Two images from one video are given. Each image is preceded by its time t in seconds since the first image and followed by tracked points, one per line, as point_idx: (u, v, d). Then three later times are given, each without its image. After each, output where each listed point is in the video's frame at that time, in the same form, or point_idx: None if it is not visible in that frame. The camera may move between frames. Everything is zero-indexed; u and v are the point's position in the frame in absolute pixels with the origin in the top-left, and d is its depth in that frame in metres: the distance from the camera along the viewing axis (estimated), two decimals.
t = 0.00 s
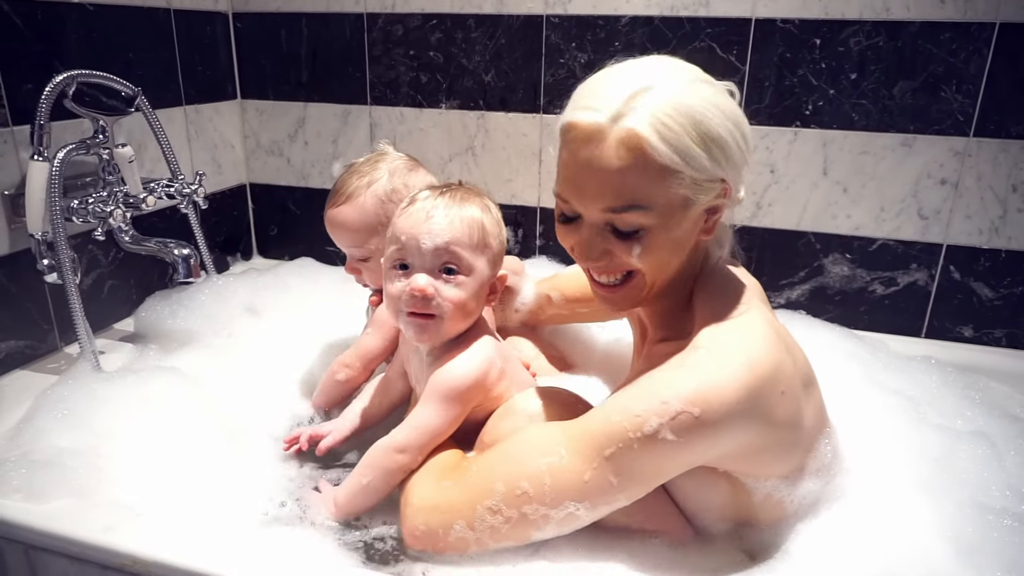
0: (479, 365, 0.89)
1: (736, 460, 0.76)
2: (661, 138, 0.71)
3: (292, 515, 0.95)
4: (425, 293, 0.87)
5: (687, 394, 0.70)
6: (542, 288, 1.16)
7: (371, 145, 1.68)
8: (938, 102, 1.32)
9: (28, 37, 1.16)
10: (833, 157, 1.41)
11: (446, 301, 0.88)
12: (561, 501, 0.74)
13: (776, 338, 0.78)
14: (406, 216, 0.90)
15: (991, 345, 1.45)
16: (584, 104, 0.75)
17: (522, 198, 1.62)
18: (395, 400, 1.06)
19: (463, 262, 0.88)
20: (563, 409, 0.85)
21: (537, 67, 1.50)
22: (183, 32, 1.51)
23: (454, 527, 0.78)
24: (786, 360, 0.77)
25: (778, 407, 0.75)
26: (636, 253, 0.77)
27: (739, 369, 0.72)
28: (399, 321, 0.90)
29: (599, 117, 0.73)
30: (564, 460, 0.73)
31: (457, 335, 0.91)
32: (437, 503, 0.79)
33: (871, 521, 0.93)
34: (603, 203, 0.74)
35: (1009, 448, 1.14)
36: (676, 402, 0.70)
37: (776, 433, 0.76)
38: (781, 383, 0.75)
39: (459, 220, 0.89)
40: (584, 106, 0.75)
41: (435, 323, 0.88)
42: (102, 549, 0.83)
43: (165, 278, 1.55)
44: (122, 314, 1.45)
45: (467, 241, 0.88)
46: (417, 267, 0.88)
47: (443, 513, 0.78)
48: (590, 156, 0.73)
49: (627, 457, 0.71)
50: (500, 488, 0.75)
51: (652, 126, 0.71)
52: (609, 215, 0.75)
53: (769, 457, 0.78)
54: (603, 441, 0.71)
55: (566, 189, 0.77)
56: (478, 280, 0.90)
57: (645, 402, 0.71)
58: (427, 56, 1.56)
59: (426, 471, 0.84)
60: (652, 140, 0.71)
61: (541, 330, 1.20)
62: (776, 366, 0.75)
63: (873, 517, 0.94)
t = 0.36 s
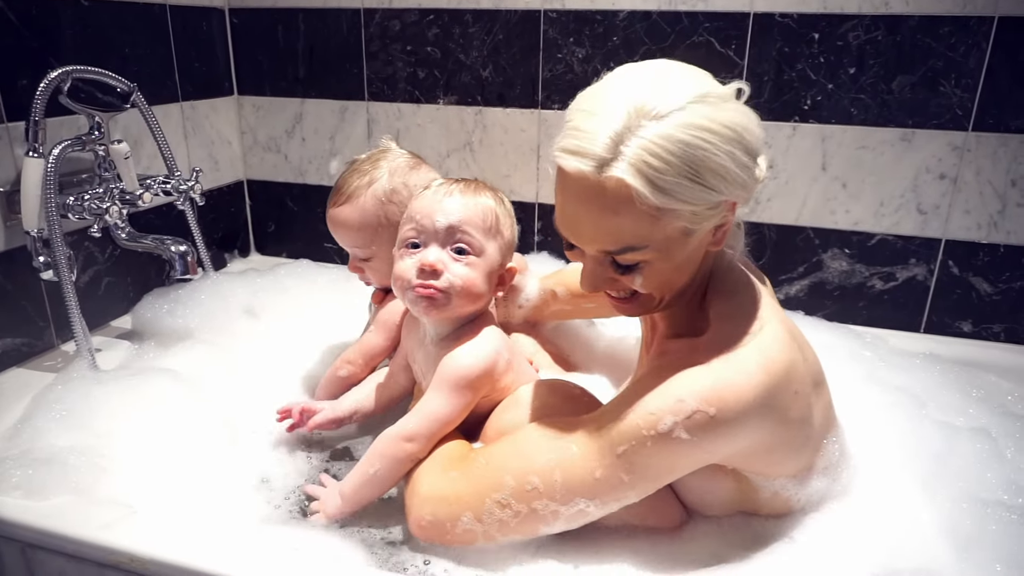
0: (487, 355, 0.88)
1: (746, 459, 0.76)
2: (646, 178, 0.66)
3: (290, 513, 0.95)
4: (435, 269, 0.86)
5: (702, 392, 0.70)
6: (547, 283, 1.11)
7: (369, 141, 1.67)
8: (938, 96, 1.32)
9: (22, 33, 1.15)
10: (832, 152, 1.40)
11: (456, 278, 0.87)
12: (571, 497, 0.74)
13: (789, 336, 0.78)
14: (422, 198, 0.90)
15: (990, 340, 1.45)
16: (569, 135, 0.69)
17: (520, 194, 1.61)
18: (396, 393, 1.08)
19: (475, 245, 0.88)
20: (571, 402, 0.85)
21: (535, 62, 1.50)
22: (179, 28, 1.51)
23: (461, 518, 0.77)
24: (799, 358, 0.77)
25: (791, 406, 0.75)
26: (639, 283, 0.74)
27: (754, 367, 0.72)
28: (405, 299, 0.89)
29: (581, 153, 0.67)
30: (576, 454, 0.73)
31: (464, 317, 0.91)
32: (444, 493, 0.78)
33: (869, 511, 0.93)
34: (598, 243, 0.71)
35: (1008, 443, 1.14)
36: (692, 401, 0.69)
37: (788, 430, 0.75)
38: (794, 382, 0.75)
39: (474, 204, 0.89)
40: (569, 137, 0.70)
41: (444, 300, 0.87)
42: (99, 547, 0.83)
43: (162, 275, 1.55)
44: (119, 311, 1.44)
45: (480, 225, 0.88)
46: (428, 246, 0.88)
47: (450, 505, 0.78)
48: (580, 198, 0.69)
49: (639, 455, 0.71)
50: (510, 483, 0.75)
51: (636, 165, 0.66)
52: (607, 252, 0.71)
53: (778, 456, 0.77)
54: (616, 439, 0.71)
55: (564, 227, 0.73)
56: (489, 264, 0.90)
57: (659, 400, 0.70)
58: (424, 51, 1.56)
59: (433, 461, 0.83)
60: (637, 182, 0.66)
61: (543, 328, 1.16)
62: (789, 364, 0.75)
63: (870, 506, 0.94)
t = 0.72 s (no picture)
0: (490, 361, 0.88)
1: (757, 474, 0.77)
2: (636, 220, 0.64)
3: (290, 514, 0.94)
4: (434, 276, 0.86)
5: (722, 420, 0.69)
6: (540, 285, 1.09)
7: (367, 139, 1.67)
8: (938, 91, 1.31)
9: (17, 31, 1.14)
10: (832, 147, 1.40)
11: (455, 284, 0.86)
12: (584, 521, 0.74)
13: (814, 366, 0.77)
14: (417, 203, 0.89)
15: (991, 335, 1.44)
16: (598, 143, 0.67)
17: (519, 191, 1.61)
18: (393, 400, 1.08)
19: (473, 249, 0.88)
20: (575, 404, 0.84)
21: (533, 58, 1.49)
22: (175, 26, 1.50)
23: (469, 534, 0.77)
24: (818, 381, 0.77)
25: (808, 429, 0.76)
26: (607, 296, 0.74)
27: (776, 395, 0.71)
28: (404, 306, 0.88)
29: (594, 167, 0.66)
30: (593, 472, 0.73)
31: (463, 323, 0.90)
32: (451, 506, 0.78)
33: (870, 507, 0.93)
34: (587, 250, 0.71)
35: (1008, 438, 1.13)
36: (712, 428, 0.69)
37: (803, 449, 0.77)
38: (812, 406, 0.75)
39: (470, 207, 0.88)
40: (598, 145, 0.67)
41: (442, 307, 0.87)
42: (97, 547, 0.82)
43: (160, 274, 1.54)
44: (117, 311, 1.44)
45: (477, 228, 0.88)
46: (427, 251, 0.87)
47: (456, 518, 0.78)
48: (584, 207, 0.69)
49: (654, 477, 0.71)
50: (522, 504, 0.75)
51: (633, 205, 0.64)
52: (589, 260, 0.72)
53: (787, 471, 0.79)
54: (631, 463, 0.71)
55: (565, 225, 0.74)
56: (487, 267, 0.89)
57: (678, 422, 0.70)
58: (422, 48, 1.55)
59: (439, 471, 0.82)
60: (625, 220, 0.64)
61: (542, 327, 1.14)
62: (810, 390, 0.75)
63: (870, 502, 0.94)
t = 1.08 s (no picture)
0: (493, 352, 0.88)
1: (757, 474, 0.78)
2: (601, 268, 0.66)
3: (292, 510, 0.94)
4: (432, 274, 0.86)
5: (723, 418, 0.70)
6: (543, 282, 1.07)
7: (368, 135, 1.66)
8: (941, 86, 1.31)
9: (19, 27, 1.14)
10: (834, 142, 1.39)
11: (454, 279, 0.86)
12: (581, 512, 0.74)
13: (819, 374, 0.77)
14: (406, 201, 0.89)
15: (993, 331, 1.44)
16: (580, 185, 0.69)
17: (520, 187, 1.61)
18: (392, 393, 1.08)
19: (467, 242, 0.87)
20: (577, 402, 0.83)
21: (535, 54, 1.49)
22: (177, 22, 1.50)
23: (466, 520, 0.76)
24: (820, 387, 0.77)
25: (807, 433, 0.76)
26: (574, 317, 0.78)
27: (777, 397, 0.71)
28: (405, 306, 0.88)
29: (572, 211, 0.68)
30: (592, 463, 0.72)
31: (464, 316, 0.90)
32: (450, 493, 0.77)
33: (869, 505, 0.94)
34: (562, 280, 0.74)
35: (1011, 434, 1.13)
36: (713, 425, 0.70)
37: (802, 450, 0.77)
38: (813, 410, 0.76)
39: (459, 202, 0.88)
40: (582, 182, 0.69)
41: (444, 304, 0.87)
42: (101, 542, 0.82)
43: (161, 271, 1.54)
44: (119, 307, 1.44)
45: (469, 221, 0.88)
46: (421, 249, 0.87)
47: (453, 505, 0.77)
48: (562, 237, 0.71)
49: (653, 467, 0.71)
50: (519, 491, 0.74)
51: (600, 259, 0.66)
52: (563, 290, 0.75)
53: (787, 472, 0.79)
54: (631, 454, 0.71)
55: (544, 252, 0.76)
56: (482, 259, 0.89)
57: (680, 416, 0.70)
58: (423, 44, 1.55)
59: (439, 459, 0.82)
60: (592, 270, 0.67)
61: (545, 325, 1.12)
62: (811, 394, 0.75)
63: (868, 500, 0.95)
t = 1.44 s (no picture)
0: (503, 351, 0.87)
1: (764, 477, 0.78)
2: (586, 275, 0.67)
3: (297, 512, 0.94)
4: (446, 261, 0.86)
5: (731, 419, 0.70)
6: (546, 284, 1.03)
7: (371, 137, 1.66)
8: (943, 88, 1.31)
9: (22, 31, 1.14)
10: (837, 144, 1.39)
11: (467, 268, 0.86)
12: (588, 512, 0.74)
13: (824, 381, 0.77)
14: (427, 193, 0.90)
15: (997, 333, 1.44)
16: (572, 194, 0.69)
17: (523, 189, 1.61)
18: (399, 391, 1.09)
19: (482, 235, 0.88)
20: (585, 403, 0.83)
21: (537, 56, 1.49)
22: (180, 25, 1.50)
23: (473, 519, 0.76)
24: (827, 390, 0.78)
25: (816, 435, 0.76)
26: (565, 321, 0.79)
27: (786, 400, 0.72)
28: (416, 293, 0.88)
29: (563, 218, 0.68)
30: (600, 462, 0.73)
31: (476, 311, 0.90)
32: (458, 491, 0.77)
33: (873, 507, 0.94)
34: (552, 283, 0.75)
35: (1014, 436, 1.13)
36: (722, 426, 0.70)
37: (809, 454, 0.77)
38: (820, 413, 0.76)
39: (478, 196, 0.89)
40: (576, 188, 0.69)
41: (455, 292, 0.86)
42: (106, 545, 0.83)
43: (165, 273, 1.54)
44: (122, 309, 1.44)
45: (485, 215, 0.88)
46: (436, 237, 0.87)
47: (459, 504, 0.77)
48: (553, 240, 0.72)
49: (660, 469, 0.71)
50: (525, 492, 0.74)
51: (585, 266, 0.66)
52: (552, 291, 0.75)
53: (795, 476, 0.79)
54: (638, 455, 0.71)
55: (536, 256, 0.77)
56: (497, 254, 0.89)
57: (688, 418, 0.71)
58: (426, 47, 1.55)
59: (445, 457, 0.82)
60: (578, 278, 0.67)
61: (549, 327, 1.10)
62: (819, 397, 0.75)
63: (872, 503, 0.95)
